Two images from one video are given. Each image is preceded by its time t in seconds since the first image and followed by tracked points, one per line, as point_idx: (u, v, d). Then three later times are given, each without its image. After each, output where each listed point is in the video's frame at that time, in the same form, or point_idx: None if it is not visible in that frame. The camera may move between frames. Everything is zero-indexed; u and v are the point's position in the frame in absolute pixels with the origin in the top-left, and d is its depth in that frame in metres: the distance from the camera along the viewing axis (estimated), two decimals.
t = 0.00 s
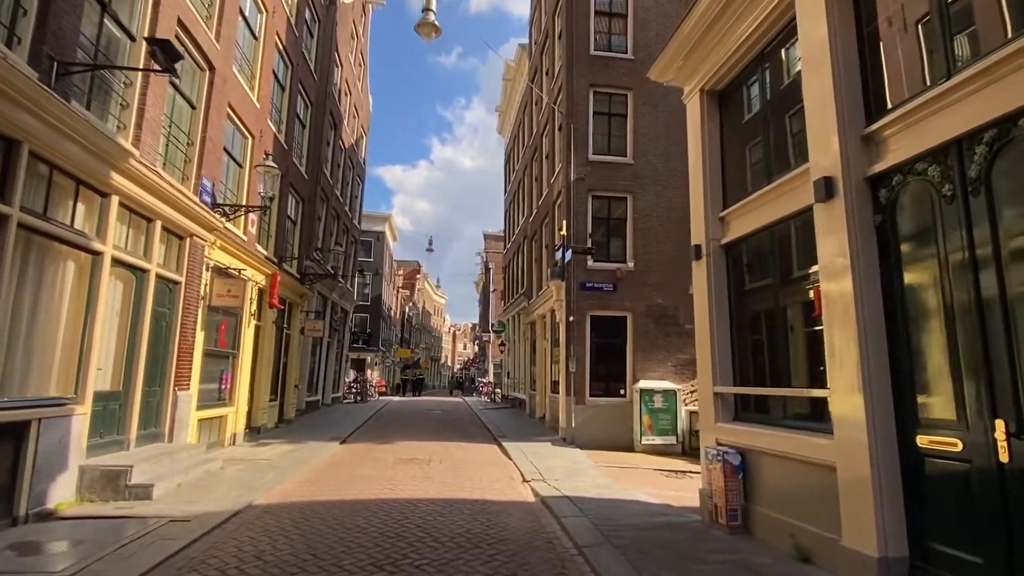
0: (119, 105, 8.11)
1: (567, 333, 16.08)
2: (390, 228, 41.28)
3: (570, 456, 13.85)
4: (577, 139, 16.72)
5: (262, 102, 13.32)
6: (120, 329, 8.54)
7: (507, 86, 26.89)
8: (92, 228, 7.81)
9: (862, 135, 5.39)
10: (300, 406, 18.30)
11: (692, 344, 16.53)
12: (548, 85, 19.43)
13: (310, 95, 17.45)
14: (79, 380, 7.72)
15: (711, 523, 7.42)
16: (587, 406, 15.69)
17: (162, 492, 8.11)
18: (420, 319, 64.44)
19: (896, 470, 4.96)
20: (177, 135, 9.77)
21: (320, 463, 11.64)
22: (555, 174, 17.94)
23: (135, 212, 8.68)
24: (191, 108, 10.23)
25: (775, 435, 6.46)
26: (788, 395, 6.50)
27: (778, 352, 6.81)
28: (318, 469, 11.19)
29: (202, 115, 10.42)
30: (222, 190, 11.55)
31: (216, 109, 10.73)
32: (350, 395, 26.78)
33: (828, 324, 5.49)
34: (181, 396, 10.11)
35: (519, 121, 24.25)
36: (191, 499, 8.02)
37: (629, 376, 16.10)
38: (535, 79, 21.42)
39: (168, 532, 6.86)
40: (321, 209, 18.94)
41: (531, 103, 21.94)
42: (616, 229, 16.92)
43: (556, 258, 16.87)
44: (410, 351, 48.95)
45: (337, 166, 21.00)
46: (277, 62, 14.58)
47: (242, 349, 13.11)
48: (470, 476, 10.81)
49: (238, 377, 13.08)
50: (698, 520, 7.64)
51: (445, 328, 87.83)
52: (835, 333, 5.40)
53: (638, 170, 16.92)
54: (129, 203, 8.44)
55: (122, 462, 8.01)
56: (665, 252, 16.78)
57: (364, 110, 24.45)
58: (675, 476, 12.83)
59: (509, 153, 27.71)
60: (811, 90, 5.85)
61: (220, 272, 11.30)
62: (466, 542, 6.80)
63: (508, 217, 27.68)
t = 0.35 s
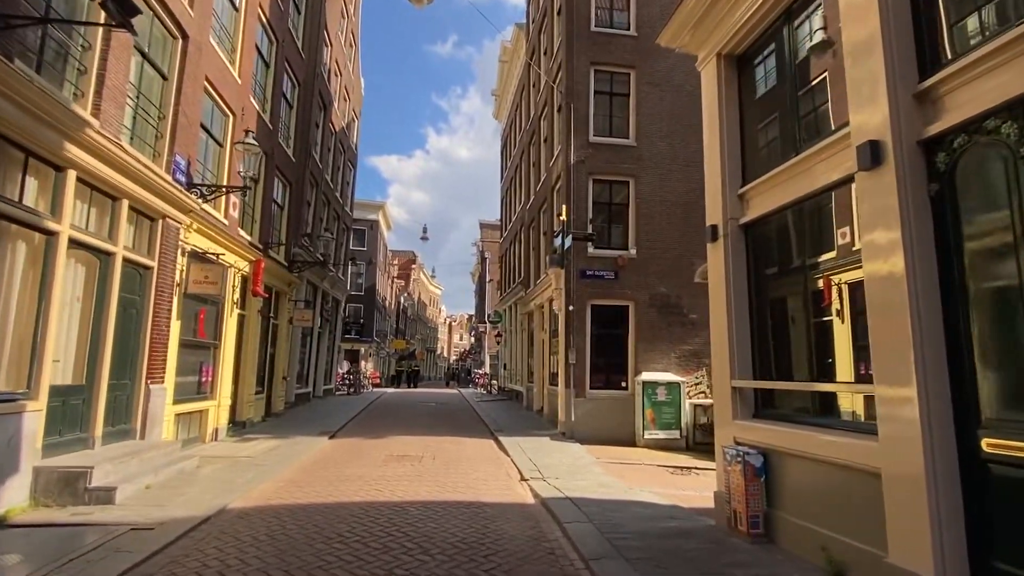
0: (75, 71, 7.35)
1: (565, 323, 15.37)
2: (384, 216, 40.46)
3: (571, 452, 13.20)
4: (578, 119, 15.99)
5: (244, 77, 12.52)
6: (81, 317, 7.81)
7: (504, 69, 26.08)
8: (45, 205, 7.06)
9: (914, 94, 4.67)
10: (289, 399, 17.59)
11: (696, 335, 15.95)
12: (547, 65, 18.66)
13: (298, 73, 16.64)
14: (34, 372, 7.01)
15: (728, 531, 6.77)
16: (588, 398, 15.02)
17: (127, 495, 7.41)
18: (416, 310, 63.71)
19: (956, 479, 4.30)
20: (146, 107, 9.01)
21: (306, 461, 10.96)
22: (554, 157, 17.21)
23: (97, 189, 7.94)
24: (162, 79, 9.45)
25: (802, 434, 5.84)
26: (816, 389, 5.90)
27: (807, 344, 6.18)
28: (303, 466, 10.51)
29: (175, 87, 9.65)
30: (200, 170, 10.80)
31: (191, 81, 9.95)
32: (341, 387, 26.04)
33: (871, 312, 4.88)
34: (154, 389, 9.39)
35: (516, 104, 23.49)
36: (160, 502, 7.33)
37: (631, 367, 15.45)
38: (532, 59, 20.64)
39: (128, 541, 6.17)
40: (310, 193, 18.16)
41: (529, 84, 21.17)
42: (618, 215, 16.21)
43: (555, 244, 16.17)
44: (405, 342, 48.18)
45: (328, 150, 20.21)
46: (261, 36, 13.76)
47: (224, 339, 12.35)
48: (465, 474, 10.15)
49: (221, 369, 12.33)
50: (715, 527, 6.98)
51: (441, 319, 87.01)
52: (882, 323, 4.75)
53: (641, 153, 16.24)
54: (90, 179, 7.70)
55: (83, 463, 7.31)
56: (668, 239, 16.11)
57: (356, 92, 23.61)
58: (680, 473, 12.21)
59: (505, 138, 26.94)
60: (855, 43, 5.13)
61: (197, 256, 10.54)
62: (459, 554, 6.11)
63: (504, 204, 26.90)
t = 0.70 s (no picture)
0: (21, 24, 6.57)
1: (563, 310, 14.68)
2: (375, 203, 39.64)
3: (569, 445, 12.60)
4: (576, 97, 15.29)
5: (221, 47, 11.69)
6: (32, 300, 7.06)
7: (498, 49, 25.29)
8: None
9: (984, 35, 4.00)
10: (274, 391, 16.86)
11: (698, 323, 15.35)
12: (543, 41, 17.93)
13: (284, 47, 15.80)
14: None
15: (749, 536, 6.19)
16: (587, 389, 14.38)
17: (84, 497, 6.72)
18: (408, 300, 62.93)
19: None
20: (106, 71, 8.23)
21: (288, 456, 10.28)
22: (551, 138, 16.50)
23: (49, 159, 7.17)
24: (125, 42, 8.66)
25: (832, 430, 5.31)
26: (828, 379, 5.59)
27: (841, 330, 5.61)
28: (285, 462, 9.84)
29: (140, 52, 8.84)
30: (170, 144, 10.02)
31: (160, 46, 9.15)
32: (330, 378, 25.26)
33: (927, 293, 4.28)
34: (121, 380, 8.65)
35: (511, 85, 22.74)
36: (120, 505, 6.64)
37: (631, 357, 14.82)
38: (528, 37, 19.87)
39: (78, 550, 5.48)
40: (296, 176, 17.37)
41: (524, 64, 20.40)
42: (618, 198, 15.53)
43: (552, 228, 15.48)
44: (396, 332, 47.39)
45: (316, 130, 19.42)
46: (240, 5, 12.94)
47: (203, 327, 11.55)
48: (459, 471, 9.50)
49: (200, 358, 11.57)
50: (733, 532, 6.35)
51: (433, 309, 86.16)
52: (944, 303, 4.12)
53: (642, 132, 15.58)
54: (39, 147, 6.93)
55: (35, 461, 6.61)
56: (670, 223, 15.48)
57: (345, 73, 22.78)
58: (684, 468, 11.63)
59: (499, 121, 26.18)
60: None
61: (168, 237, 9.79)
62: (450, 564, 5.43)
63: (498, 190, 26.15)
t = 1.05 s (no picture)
0: None
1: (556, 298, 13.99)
2: (362, 190, 38.69)
3: (565, 439, 11.97)
4: (571, 73, 14.59)
5: (190, 13, 10.82)
6: None
7: (488, 29, 24.46)
8: None
9: None
10: (254, 382, 16.08)
11: (696, 312, 14.76)
12: (535, 17, 17.17)
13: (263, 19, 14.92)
14: None
15: (772, 545, 5.62)
16: (582, 380, 13.72)
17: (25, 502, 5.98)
18: (396, 290, 61.97)
19: None
20: (52, 29, 7.41)
21: (265, 451, 9.57)
22: (545, 118, 15.77)
23: None
24: None
25: (867, 429, 4.85)
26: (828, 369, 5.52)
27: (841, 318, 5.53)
28: (261, 459, 9.12)
29: (93, 9, 8.00)
30: (132, 116, 9.20)
31: (116, 4, 8.31)
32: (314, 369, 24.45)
33: (1003, 273, 3.71)
34: (75, 371, 7.85)
35: (502, 65, 21.96)
36: (66, 512, 5.91)
37: (628, 346, 14.19)
38: (519, 14, 19.09)
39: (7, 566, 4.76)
40: (276, 157, 16.51)
41: (516, 42, 19.63)
42: (614, 180, 14.83)
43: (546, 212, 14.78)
44: (384, 321, 46.49)
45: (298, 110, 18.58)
46: None
47: (173, 315, 10.76)
48: (448, 469, 8.83)
49: (172, 347, 10.79)
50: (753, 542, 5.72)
51: (422, 299, 85.18)
52: None
53: (640, 111, 14.93)
54: None
55: None
56: (668, 208, 14.86)
57: (328, 51, 21.87)
58: (685, 463, 11.06)
59: (489, 104, 25.37)
60: None
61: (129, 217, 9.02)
62: None
63: (488, 175, 25.38)
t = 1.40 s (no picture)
0: None
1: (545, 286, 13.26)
2: (342, 175, 37.59)
3: (555, 435, 11.30)
4: (561, 49, 13.82)
5: None
6: None
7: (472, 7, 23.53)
8: None
9: None
10: (226, 375, 15.19)
11: (690, 302, 14.16)
12: None
13: None
14: None
15: (798, 562, 5.02)
16: (572, 373, 13.02)
17: None
18: (379, 279, 60.85)
19: None
20: None
21: (229, 451, 8.77)
22: (533, 97, 14.98)
23: None
24: None
25: (907, 434, 4.31)
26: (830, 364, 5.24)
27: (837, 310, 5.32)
28: (225, 461, 8.32)
29: None
30: (76, 81, 8.25)
31: None
32: (292, 361, 23.48)
33: None
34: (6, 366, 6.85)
35: (487, 45, 21.09)
36: None
37: (620, 337, 13.52)
38: None
39: None
40: (247, 136, 15.56)
41: (502, 19, 18.76)
42: (606, 163, 14.10)
43: (534, 195, 14.02)
44: (366, 311, 45.44)
45: (272, 88, 17.60)
46: None
47: (130, 303, 9.87)
48: (430, 472, 8.10)
49: (128, 339, 9.89)
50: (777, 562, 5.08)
51: (405, 288, 84.04)
52: None
53: (633, 91, 14.22)
54: None
55: None
56: (662, 192, 14.19)
57: (304, 28, 20.83)
58: (682, 461, 10.46)
59: (474, 86, 24.48)
60: None
61: (73, 195, 8.13)
62: None
63: (473, 160, 24.54)
